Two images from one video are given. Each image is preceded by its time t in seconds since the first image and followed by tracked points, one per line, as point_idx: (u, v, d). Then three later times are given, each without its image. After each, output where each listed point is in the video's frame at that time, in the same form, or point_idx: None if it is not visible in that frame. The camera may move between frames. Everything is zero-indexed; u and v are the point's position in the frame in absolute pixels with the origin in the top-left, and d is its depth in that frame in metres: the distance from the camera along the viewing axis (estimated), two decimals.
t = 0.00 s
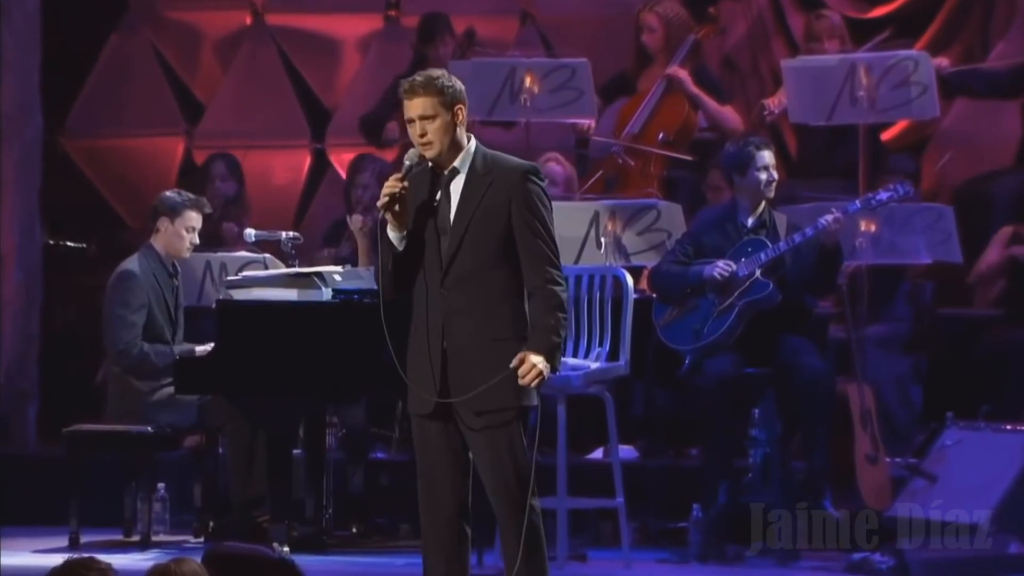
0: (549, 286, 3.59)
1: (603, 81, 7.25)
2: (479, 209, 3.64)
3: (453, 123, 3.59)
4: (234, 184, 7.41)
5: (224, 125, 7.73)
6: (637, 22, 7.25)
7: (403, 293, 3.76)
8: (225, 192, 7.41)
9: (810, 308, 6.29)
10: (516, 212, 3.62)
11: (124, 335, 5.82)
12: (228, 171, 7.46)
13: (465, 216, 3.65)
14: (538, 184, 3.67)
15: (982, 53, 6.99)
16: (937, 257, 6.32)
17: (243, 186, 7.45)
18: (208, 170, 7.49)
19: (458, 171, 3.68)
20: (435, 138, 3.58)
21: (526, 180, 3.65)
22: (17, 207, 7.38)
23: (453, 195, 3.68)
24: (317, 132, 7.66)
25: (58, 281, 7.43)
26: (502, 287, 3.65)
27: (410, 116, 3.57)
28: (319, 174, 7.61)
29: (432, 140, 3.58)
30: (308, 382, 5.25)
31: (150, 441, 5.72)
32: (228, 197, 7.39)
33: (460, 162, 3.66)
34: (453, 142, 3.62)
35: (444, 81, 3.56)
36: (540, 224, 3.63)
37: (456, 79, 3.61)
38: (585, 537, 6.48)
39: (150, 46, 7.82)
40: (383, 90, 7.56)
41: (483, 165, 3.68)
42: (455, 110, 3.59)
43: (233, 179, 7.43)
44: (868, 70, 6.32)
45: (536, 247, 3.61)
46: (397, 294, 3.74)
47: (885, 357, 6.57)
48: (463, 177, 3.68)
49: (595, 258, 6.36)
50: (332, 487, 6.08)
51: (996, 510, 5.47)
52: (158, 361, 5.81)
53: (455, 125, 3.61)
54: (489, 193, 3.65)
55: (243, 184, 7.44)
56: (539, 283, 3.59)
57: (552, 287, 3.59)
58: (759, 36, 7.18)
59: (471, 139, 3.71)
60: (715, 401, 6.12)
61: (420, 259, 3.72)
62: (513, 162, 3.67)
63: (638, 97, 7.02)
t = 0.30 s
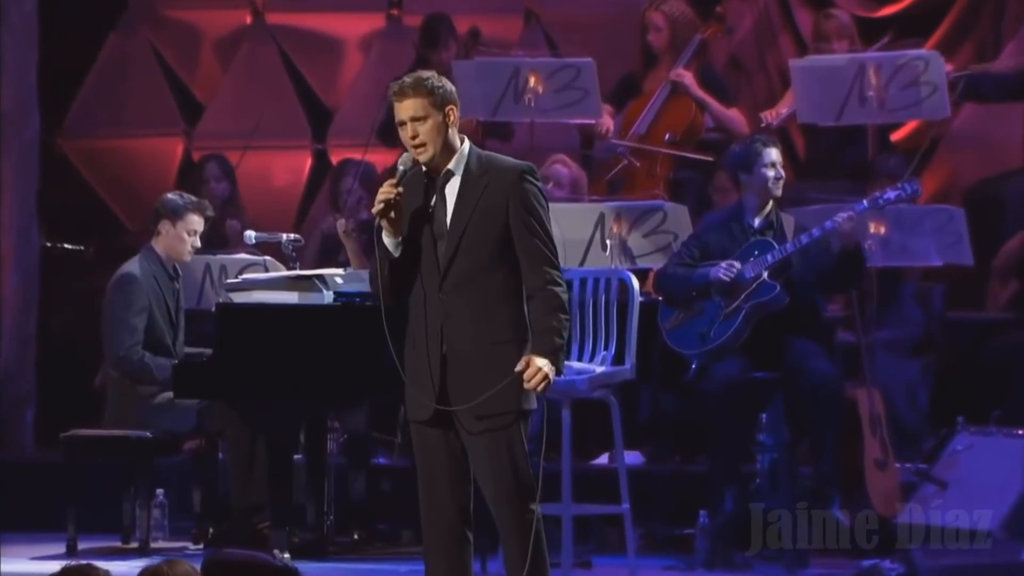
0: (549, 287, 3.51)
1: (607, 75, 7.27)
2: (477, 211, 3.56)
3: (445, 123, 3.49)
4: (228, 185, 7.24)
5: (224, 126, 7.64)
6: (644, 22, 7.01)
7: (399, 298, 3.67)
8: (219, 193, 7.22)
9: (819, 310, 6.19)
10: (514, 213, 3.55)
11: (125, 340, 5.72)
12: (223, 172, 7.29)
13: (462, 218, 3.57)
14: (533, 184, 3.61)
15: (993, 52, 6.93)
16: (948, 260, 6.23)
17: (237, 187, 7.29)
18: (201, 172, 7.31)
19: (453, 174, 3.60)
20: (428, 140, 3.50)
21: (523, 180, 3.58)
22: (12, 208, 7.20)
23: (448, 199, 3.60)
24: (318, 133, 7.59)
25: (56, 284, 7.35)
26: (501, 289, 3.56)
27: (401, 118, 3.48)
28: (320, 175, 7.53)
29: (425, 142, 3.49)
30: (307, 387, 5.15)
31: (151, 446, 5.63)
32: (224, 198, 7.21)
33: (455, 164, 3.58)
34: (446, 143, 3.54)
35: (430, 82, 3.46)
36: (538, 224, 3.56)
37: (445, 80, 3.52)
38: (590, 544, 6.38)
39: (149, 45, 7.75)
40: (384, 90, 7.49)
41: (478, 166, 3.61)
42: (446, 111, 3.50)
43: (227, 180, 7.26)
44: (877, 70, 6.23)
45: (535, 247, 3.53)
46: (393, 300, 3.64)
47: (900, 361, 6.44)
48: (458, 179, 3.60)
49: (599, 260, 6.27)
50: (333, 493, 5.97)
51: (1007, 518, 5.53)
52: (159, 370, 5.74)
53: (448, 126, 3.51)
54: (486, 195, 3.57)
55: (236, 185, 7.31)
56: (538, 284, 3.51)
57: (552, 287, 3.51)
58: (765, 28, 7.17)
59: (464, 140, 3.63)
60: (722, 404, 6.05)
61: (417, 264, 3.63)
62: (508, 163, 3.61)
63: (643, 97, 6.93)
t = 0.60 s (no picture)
0: (546, 287, 3.45)
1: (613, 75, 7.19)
2: (471, 212, 3.50)
3: (434, 127, 3.44)
4: (226, 188, 7.24)
5: (225, 127, 7.58)
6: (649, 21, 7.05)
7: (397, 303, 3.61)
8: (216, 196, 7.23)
9: (830, 310, 6.06)
10: (509, 213, 3.48)
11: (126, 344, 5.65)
12: (220, 174, 7.28)
13: (456, 221, 3.50)
14: (526, 183, 3.54)
15: (1003, 53, 6.87)
16: (958, 263, 6.22)
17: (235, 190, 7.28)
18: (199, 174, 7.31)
19: (446, 175, 3.53)
20: (417, 146, 3.44)
21: (516, 181, 3.52)
22: (10, 208, 7.21)
23: (442, 202, 3.54)
24: (321, 134, 7.53)
25: (56, 287, 7.30)
26: (498, 291, 3.49)
27: (390, 125, 3.43)
28: (322, 176, 7.47)
29: (415, 149, 3.44)
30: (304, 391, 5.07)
31: (150, 451, 5.56)
32: (221, 200, 7.21)
33: (448, 165, 3.52)
34: (437, 147, 3.48)
35: (420, 86, 3.41)
36: (534, 224, 3.50)
37: (433, 83, 3.46)
38: (594, 550, 6.31)
39: (148, 45, 7.68)
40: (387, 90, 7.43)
41: (470, 168, 3.55)
42: (435, 116, 3.44)
43: (225, 183, 7.25)
44: (886, 70, 6.16)
45: (531, 248, 3.47)
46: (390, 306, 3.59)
47: (907, 364, 6.43)
48: (451, 181, 3.54)
49: (605, 264, 6.27)
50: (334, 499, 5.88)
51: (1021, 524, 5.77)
52: (159, 375, 5.64)
53: (438, 130, 3.46)
54: (480, 197, 3.51)
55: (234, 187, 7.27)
56: (535, 284, 3.45)
57: (550, 288, 3.45)
58: (773, 30, 7.07)
59: (456, 143, 3.57)
60: (730, 409, 5.96)
61: (413, 269, 3.57)
62: (501, 163, 3.54)
63: (649, 98, 6.87)
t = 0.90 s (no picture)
0: (546, 283, 3.41)
1: (619, 75, 7.12)
2: (465, 212, 3.46)
3: (422, 134, 3.40)
4: (228, 190, 7.23)
5: (226, 127, 7.52)
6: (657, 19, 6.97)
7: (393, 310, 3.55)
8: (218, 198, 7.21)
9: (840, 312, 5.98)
10: (504, 211, 3.45)
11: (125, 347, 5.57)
12: (222, 176, 7.27)
13: (450, 224, 3.46)
14: (518, 180, 3.51)
15: (1014, 51, 6.80)
16: (969, 265, 6.13)
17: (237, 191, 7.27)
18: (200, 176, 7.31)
19: (436, 177, 3.50)
20: (407, 154, 3.41)
21: (509, 178, 3.49)
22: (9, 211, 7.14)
23: (434, 203, 3.50)
24: (324, 135, 7.47)
25: (56, 289, 7.23)
26: (495, 291, 3.45)
27: (378, 135, 3.38)
28: (325, 177, 7.42)
29: (405, 157, 3.41)
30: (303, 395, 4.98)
31: (152, 455, 5.50)
32: (223, 202, 7.19)
33: (439, 166, 3.49)
34: (427, 151, 3.45)
35: (405, 93, 3.36)
36: (529, 220, 3.46)
37: (418, 88, 3.41)
38: (601, 556, 6.24)
39: (150, 44, 7.62)
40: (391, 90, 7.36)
41: (461, 169, 3.51)
42: (422, 121, 3.40)
43: (227, 185, 7.24)
44: (896, 70, 6.08)
45: (528, 244, 3.42)
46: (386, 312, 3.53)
47: (916, 368, 6.35)
48: (442, 184, 3.50)
49: (612, 265, 6.24)
50: (339, 503, 5.81)
51: None
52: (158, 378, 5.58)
53: (426, 134, 3.42)
54: (473, 197, 3.47)
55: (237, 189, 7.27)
56: (534, 281, 3.41)
57: (549, 284, 3.41)
58: (781, 28, 7.00)
59: (444, 144, 3.53)
60: (737, 413, 5.86)
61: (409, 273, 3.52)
62: (491, 161, 3.51)
63: (657, 98, 6.80)
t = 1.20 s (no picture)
0: (553, 281, 3.34)
1: (628, 73, 7.04)
2: (469, 213, 3.40)
3: (419, 134, 3.33)
4: (236, 191, 7.25)
5: (231, 127, 7.45)
6: (667, 16, 6.93)
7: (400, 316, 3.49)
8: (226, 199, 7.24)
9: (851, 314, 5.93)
10: (508, 210, 3.39)
11: (129, 350, 5.51)
12: (229, 176, 7.31)
13: (454, 226, 3.40)
14: (521, 179, 3.45)
15: None
16: (983, 265, 6.04)
17: (246, 192, 7.28)
18: (207, 177, 7.35)
19: (439, 179, 3.44)
20: (404, 154, 3.33)
21: (511, 176, 3.44)
22: (12, 210, 7.23)
23: (437, 207, 3.44)
24: (330, 134, 7.40)
25: (59, 290, 7.18)
26: (501, 292, 3.39)
27: (373, 137, 3.32)
28: (331, 177, 7.35)
29: (401, 157, 3.32)
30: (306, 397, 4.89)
31: (155, 458, 5.43)
32: (230, 203, 7.21)
33: (440, 168, 3.43)
34: (424, 153, 3.37)
35: (399, 93, 3.31)
36: (533, 219, 3.40)
37: (413, 90, 3.35)
38: (610, 559, 6.17)
39: (153, 42, 7.54)
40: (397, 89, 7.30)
41: (462, 169, 3.46)
42: (418, 121, 3.32)
43: (235, 185, 7.27)
44: (909, 68, 6.00)
45: (533, 242, 3.36)
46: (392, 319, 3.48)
47: (930, 370, 6.27)
48: (444, 185, 3.44)
49: (620, 266, 6.15)
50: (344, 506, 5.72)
51: None
52: (164, 380, 5.51)
53: (422, 136, 3.34)
54: (476, 198, 3.41)
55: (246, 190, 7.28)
56: (540, 279, 3.34)
57: (555, 282, 3.35)
58: (793, 25, 6.94)
59: (443, 145, 3.47)
60: (748, 416, 5.80)
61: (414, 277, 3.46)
62: (492, 161, 3.46)
63: (666, 96, 6.72)
